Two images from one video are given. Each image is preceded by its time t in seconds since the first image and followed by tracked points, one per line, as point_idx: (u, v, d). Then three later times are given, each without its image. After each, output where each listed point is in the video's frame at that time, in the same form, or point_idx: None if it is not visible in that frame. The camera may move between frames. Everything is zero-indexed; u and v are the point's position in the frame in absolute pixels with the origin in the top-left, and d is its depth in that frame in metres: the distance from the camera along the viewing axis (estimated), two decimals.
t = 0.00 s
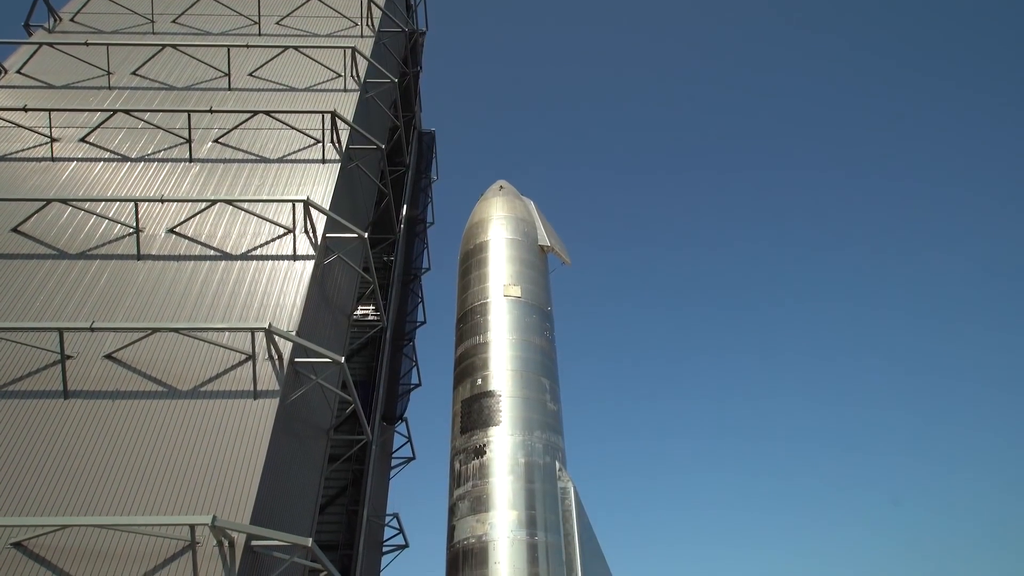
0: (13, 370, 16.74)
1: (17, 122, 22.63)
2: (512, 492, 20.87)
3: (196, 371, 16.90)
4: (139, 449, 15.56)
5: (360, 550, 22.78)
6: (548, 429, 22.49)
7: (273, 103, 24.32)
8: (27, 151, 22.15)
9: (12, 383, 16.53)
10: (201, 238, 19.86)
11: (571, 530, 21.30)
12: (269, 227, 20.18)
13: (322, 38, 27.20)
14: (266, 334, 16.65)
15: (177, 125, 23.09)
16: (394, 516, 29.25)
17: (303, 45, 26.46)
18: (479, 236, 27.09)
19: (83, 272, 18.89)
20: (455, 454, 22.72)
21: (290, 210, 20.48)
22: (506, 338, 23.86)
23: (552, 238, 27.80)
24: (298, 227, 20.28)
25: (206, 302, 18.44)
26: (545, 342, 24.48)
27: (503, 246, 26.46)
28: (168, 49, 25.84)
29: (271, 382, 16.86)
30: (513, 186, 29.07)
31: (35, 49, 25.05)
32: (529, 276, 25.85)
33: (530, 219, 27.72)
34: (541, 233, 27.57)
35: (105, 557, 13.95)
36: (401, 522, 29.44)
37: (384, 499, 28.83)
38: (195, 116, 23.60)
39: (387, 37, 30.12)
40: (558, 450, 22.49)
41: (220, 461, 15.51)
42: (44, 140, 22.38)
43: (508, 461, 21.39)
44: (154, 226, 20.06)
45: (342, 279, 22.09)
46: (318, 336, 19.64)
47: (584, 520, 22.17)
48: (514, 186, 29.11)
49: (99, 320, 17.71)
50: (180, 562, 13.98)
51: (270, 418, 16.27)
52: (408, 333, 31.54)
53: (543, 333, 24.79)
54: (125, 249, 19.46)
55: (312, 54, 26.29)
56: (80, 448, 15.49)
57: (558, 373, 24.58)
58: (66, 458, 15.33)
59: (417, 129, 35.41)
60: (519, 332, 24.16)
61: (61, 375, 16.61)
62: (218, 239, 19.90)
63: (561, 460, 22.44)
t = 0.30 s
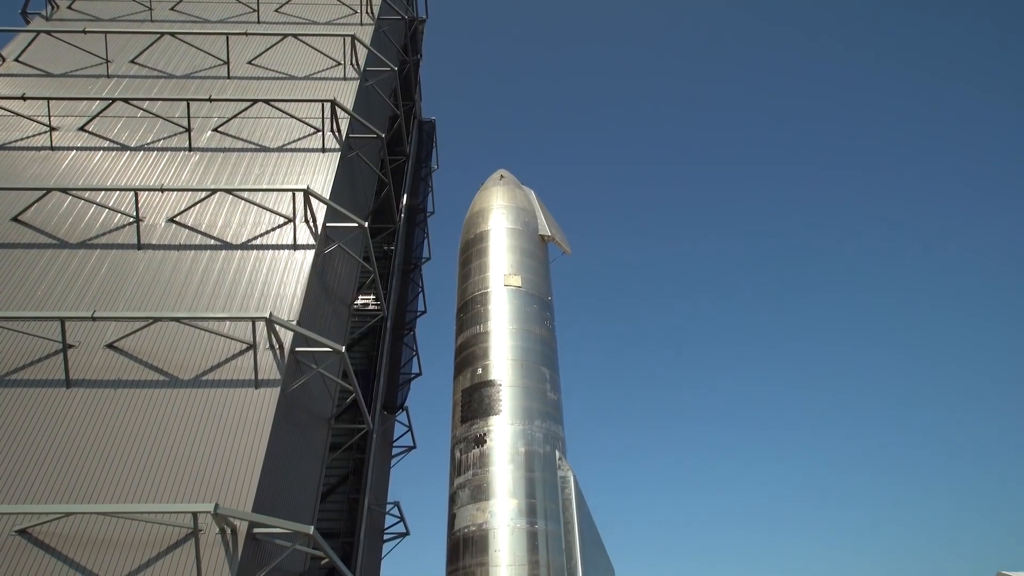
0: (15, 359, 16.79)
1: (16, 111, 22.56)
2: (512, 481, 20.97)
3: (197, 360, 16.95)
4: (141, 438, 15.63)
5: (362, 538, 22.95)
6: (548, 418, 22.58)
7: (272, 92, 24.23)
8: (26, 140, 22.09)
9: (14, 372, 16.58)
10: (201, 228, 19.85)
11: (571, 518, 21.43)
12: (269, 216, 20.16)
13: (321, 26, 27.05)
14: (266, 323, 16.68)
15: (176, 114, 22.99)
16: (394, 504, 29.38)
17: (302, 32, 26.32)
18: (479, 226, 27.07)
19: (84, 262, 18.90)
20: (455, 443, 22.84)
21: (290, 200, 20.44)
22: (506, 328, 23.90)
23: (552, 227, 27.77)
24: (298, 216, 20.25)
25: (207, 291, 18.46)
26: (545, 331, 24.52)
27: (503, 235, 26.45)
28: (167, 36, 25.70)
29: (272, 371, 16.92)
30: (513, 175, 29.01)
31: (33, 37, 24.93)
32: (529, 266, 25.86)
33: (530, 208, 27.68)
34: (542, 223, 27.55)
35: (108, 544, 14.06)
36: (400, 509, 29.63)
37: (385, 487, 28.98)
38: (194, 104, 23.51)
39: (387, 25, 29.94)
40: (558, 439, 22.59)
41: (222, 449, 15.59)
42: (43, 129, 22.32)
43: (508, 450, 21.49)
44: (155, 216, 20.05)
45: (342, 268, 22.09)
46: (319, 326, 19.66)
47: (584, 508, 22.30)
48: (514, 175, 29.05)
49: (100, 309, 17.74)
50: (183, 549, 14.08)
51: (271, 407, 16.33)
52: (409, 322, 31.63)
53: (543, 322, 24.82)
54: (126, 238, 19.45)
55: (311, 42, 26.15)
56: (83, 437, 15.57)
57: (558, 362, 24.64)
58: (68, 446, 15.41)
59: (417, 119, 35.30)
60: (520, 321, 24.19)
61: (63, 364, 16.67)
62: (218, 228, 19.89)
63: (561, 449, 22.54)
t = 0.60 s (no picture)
0: (15, 349, 16.81)
1: (14, 101, 22.47)
2: (512, 471, 21.06)
3: (198, 351, 16.98)
4: (142, 428, 15.68)
5: (362, 529, 23.11)
6: (548, 409, 22.64)
7: (272, 81, 24.13)
8: (25, 130, 22.02)
9: (15, 362, 16.61)
10: (201, 218, 19.82)
11: (570, 508, 21.54)
12: (269, 206, 20.14)
13: (320, 14, 26.90)
14: (266, 314, 16.69)
15: (175, 104, 22.91)
16: (394, 493, 29.59)
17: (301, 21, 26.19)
18: (479, 216, 27.05)
19: (84, 252, 18.89)
20: (456, 433, 22.93)
21: (290, 190, 20.40)
22: (506, 318, 23.92)
23: (552, 218, 27.74)
24: (298, 207, 20.22)
25: (207, 282, 18.46)
26: (545, 322, 24.55)
27: (503, 226, 26.42)
28: (165, 25, 25.56)
29: (273, 362, 16.95)
30: (513, 165, 28.96)
31: (30, 26, 24.81)
32: (529, 256, 25.85)
33: (530, 199, 27.64)
34: (542, 213, 27.52)
35: (111, 532, 14.15)
36: (401, 499, 29.82)
37: (386, 477, 29.12)
38: (192, 94, 23.43)
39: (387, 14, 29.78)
40: (558, 429, 22.67)
41: (223, 439, 15.65)
42: (41, 119, 22.24)
43: (508, 440, 21.56)
44: (154, 206, 20.01)
45: (342, 259, 22.08)
46: (319, 316, 19.68)
47: (584, 498, 22.42)
48: (514, 165, 29.00)
49: (100, 300, 17.74)
50: (185, 538, 14.17)
51: (272, 398, 16.36)
52: (409, 313, 31.68)
53: (543, 313, 24.86)
54: (126, 228, 19.44)
55: (311, 30, 26.03)
56: (84, 427, 15.62)
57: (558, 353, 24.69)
58: (71, 436, 15.48)
59: (417, 108, 35.20)
60: (520, 312, 24.21)
61: (63, 354, 16.70)
62: (218, 219, 19.87)
63: (561, 439, 22.63)
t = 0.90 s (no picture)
0: (17, 341, 16.83)
1: (12, 91, 22.39)
2: (512, 462, 21.13)
3: (198, 343, 17.00)
4: (143, 420, 15.71)
5: (363, 519, 23.27)
6: (548, 400, 22.70)
7: (271, 72, 24.04)
8: (23, 121, 21.95)
9: (15, 354, 16.63)
10: (200, 210, 19.80)
11: (570, 499, 21.64)
12: (269, 198, 20.11)
13: (320, 5, 26.74)
14: (267, 305, 16.70)
15: (173, 95, 22.83)
16: (394, 486, 29.37)
17: (301, 12, 26.07)
18: (479, 208, 27.03)
19: (84, 244, 18.88)
20: (456, 425, 23.01)
21: (289, 181, 20.37)
22: (506, 310, 23.94)
23: (552, 209, 27.72)
24: (298, 198, 20.19)
25: (207, 274, 18.46)
26: (545, 314, 24.58)
27: (503, 218, 26.40)
28: (163, 15, 25.42)
29: (273, 353, 16.98)
30: (513, 157, 28.91)
31: (28, 16, 24.70)
32: (529, 248, 25.84)
33: (530, 190, 27.61)
34: (542, 205, 27.48)
35: (113, 522, 14.21)
36: (401, 491, 29.94)
37: (387, 469, 29.22)
38: (191, 85, 23.34)
39: (387, 4, 29.65)
40: (558, 421, 22.74)
41: (224, 431, 15.70)
42: (39, 110, 22.17)
43: (508, 431, 21.62)
44: (154, 198, 19.99)
45: (342, 250, 22.07)
46: (319, 308, 19.70)
47: (584, 490, 22.52)
48: (514, 157, 28.95)
49: (100, 291, 17.74)
50: (186, 528, 14.23)
51: (272, 390, 16.40)
52: (409, 305, 31.70)
53: (543, 305, 24.88)
54: (125, 220, 19.41)
55: (310, 21, 25.90)
56: (86, 419, 15.66)
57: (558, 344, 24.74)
58: (72, 428, 15.52)
59: (417, 100, 35.12)
60: (520, 304, 24.22)
61: (64, 346, 16.72)
62: (218, 210, 19.85)
63: (561, 431, 22.71)
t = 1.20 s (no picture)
0: (18, 332, 16.85)
1: (10, 81, 22.31)
2: (512, 453, 21.20)
3: (199, 333, 17.02)
4: (144, 410, 15.76)
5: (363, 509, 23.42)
6: (548, 391, 22.76)
7: (270, 62, 23.93)
8: (21, 111, 21.88)
9: (16, 345, 16.65)
10: (200, 200, 19.77)
11: (569, 489, 21.73)
12: (269, 189, 20.07)
13: None
14: (267, 296, 16.70)
15: (172, 85, 22.73)
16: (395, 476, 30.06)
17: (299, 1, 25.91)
18: (479, 199, 26.98)
19: (84, 234, 18.86)
20: (456, 416, 23.07)
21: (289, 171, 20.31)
22: (506, 301, 23.95)
23: (552, 200, 27.68)
24: (298, 189, 20.15)
25: (207, 265, 18.45)
26: (545, 305, 24.59)
27: (503, 209, 26.36)
28: (161, 4, 25.27)
29: (274, 344, 17.00)
30: (514, 148, 28.84)
31: (25, 5, 24.57)
32: (529, 239, 25.82)
33: (530, 181, 27.55)
34: (542, 196, 27.44)
35: (115, 511, 14.29)
36: (401, 481, 30.10)
37: (387, 459, 29.33)
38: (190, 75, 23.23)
39: None
40: (558, 412, 22.82)
41: (224, 421, 15.74)
42: (38, 100, 22.09)
43: (508, 422, 21.68)
44: (153, 188, 19.95)
45: (342, 241, 22.06)
46: (319, 299, 19.70)
47: (583, 480, 22.63)
48: (514, 148, 28.88)
49: (100, 282, 17.74)
50: (188, 518, 14.30)
51: (273, 379, 16.45)
52: (408, 296, 31.71)
53: (543, 296, 24.89)
54: (125, 211, 19.38)
55: (309, 10, 25.75)
56: (87, 409, 15.71)
57: (558, 336, 24.77)
58: (74, 418, 15.57)
59: (417, 90, 34.98)
60: (520, 295, 24.23)
61: (64, 337, 16.73)
62: (217, 201, 19.82)
63: (560, 421, 22.77)
